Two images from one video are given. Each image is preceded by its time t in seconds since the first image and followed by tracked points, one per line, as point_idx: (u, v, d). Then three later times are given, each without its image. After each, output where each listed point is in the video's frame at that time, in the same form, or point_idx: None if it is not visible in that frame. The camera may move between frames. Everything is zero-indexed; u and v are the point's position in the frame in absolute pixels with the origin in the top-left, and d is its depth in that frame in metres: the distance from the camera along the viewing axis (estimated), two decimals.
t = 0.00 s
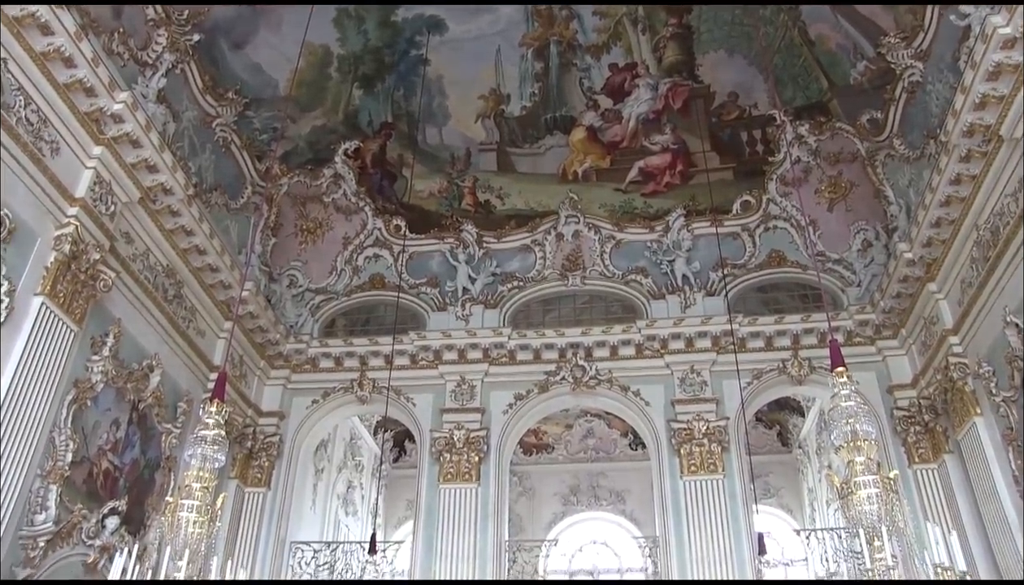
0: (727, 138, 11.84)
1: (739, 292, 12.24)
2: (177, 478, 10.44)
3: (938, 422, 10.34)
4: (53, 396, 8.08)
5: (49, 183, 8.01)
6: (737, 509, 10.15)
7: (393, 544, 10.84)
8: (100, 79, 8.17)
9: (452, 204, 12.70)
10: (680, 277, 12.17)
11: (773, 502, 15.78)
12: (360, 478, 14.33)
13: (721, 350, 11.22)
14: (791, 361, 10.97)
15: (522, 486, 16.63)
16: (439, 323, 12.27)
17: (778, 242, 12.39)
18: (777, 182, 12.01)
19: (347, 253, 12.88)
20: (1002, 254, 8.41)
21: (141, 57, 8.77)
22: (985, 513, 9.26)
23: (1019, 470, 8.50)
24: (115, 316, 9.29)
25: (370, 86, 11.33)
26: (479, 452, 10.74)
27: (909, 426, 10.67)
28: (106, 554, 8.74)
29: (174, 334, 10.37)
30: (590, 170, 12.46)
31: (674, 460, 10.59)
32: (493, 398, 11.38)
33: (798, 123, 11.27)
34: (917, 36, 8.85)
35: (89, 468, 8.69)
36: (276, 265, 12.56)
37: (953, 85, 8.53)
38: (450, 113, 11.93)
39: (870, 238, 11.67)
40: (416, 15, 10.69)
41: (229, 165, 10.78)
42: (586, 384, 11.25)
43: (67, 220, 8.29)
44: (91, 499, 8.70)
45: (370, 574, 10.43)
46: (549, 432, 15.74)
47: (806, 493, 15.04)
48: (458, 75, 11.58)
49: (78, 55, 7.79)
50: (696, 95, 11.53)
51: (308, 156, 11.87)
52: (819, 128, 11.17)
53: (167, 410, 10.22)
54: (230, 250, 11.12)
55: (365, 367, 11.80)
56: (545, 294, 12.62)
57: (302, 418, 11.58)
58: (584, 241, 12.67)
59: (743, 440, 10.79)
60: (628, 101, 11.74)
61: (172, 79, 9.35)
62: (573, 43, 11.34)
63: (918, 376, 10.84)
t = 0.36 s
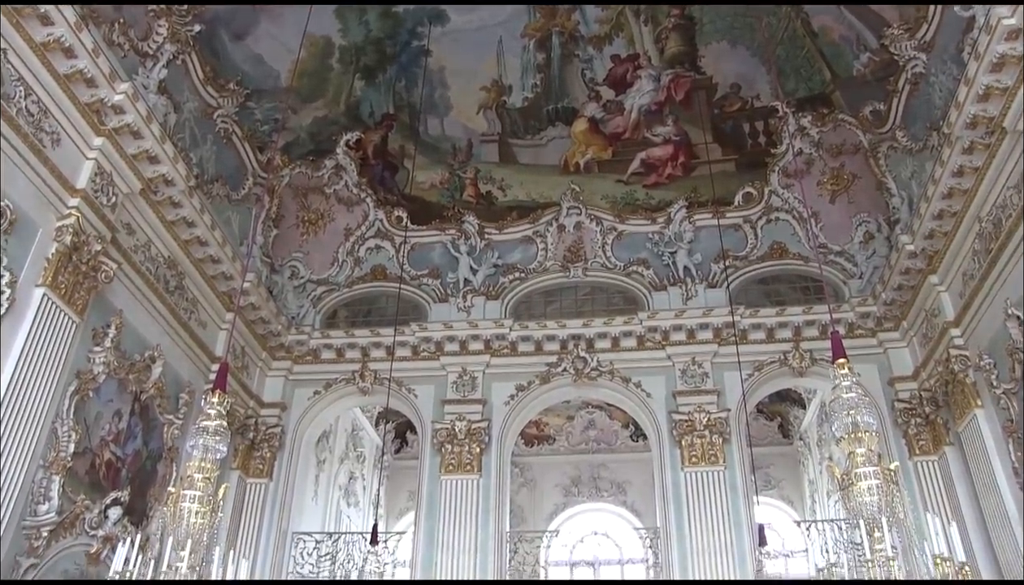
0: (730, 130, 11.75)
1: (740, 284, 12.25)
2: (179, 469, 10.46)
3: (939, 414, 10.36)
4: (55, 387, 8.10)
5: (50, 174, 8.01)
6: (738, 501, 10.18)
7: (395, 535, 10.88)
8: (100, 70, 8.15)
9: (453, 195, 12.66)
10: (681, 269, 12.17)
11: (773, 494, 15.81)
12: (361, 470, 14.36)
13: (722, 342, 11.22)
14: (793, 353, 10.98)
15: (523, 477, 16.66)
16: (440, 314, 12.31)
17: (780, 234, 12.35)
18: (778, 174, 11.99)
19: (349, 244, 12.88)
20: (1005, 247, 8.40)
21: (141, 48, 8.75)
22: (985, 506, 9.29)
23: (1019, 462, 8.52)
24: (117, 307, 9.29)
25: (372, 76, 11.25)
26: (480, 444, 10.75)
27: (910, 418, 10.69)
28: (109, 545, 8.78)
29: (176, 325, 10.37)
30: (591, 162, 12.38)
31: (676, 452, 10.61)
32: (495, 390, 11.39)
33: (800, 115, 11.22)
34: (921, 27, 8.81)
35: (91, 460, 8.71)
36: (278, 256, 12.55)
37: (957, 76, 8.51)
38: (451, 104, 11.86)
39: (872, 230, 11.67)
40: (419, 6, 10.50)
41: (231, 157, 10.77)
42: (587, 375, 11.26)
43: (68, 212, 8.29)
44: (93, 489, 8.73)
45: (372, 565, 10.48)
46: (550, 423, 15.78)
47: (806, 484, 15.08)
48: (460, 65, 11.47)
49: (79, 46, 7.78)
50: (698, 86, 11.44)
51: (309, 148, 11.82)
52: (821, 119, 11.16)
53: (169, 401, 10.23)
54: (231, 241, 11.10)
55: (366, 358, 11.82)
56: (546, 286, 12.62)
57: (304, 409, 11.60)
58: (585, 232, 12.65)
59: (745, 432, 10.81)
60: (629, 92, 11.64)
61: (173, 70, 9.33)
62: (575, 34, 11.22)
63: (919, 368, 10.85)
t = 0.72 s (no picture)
0: (731, 116, 11.58)
1: (743, 271, 12.25)
2: (184, 458, 10.50)
3: (942, 400, 10.37)
4: (60, 378, 8.13)
5: (52, 165, 8.03)
6: (740, 487, 10.23)
7: (399, 524, 10.93)
8: (100, 61, 8.14)
9: (455, 183, 12.60)
10: (683, 256, 12.15)
11: (776, 480, 15.79)
12: (365, 458, 14.40)
13: (725, 329, 11.22)
14: (795, 340, 11.00)
15: (526, 465, 16.67)
16: (442, 303, 12.31)
17: (783, 220, 12.33)
18: (781, 160, 11.93)
19: (351, 233, 12.86)
20: (1008, 231, 8.37)
21: (140, 38, 8.73)
22: (988, 491, 9.31)
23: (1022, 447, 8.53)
24: (120, 298, 9.32)
25: (372, 65, 11.05)
26: (483, 432, 10.78)
27: (913, 403, 10.70)
28: (115, 534, 8.84)
29: (179, 316, 10.39)
30: (593, 149, 12.28)
31: (679, 439, 10.64)
32: (498, 378, 11.41)
33: (802, 100, 11.13)
34: (924, 11, 8.76)
35: (97, 450, 8.75)
36: (280, 246, 12.56)
37: (960, 60, 8.48)
38: (452, 92, 11.66)
39: (875, 216, 11.66)
40: None
41: (232, 146, 10.77)
42: (589, 363, 11.27)
43: (70, 203, 8.31)
44: (99, 479, 8.77)
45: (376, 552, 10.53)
46: (553, 411, 15.82)
47: (810, 470, 15.10)
48: (461, 54, 11.26)
49: (78, 36, 7.77)
50: (699, 73, 11.23)
51: (309, 137, 11.75)
52: (823, 105, 11.09)
53: (172, 391, 10.26)
54: (232, 231, 11.09)
55: (369, 347, 11.83)
56: (549, 274, 12.63)
57: (308, 398, 11.63)
58: (587, 219, 12.63)
59: (748, 418, 10.82)
60: (630, 79, 11.43)
61: (173, 60, 9.31)
62: (575, 21, 10.97)
63: (922, 354, 10.84)
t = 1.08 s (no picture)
0: (736, 102, 11.54)
1: (750, 257, 12.24)
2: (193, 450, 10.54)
3: (951, 384, 10.34)
4: (69, 372, 8.17)
5: (58, 160, 8.06)
6: (749, 473, 10.22)
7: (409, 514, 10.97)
8: (104, 55, 8.15)
9: (460, 172, 12.58)
10: (690, 243, 12.16)
11: (785, 466, 15.79)
12: (374, 449, 14.44)
13: (732, 315, 11.20)
14: (803, 326, 10.96)
15: (535, 454, 16.70)
16: (449, 293, 12.36)
17: (789, 206, 12.32)
18: (787, 145, 11.86)
19: (357, 224, 12.86)
20: (1016, 215, 8.32)
21: (144, 32, 8.72)
22: (998, 475, 9.29)
23: None
24: (128, 291, 9.35)
25: (376, 56, 10.96)
26: (491, 421, 10.80)
27: (922, 388, 10.68)
28: (126, 526, 8.90)
29: (186, 308, 10.41)
30: (598, 136, 12.25)
31: (687, 426, 10.64)
32: (505, 367, 11.42)
33: (809, 85, 11.06)
34: None
35: (107, 442, 8.79)
36: (287, 237, 12.60)
37: (968, 43, 8.41)
38: (455, 81, 11.53)
39: (882, 200, 11.55)
40: None
41: (237, 138, 10.78)
42: (597, 351, 11.26)
43: (77, 197, 8.35)
44: (110, 472, 8.81)
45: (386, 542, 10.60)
46: (561, 400, 15.78)
47: (818, 456, 15.08)
48: (464, 44, 11.11)
49: (82, 31, 7.79)
50: (704, 59, 11.11)
51: (314, 128, 11.75)
52: (829, 90, 11.01)
53: (181, 383, 10.30)
54: (239, 223, 11.10)
55: (377, 338, 11.85)
56: (555, 262, 12.66)
57: (316, 389, 11.67)
58: (593, 207, 12.62)
59: (756, 404, 10.81)
60: (635, 66, 11.32)
61: (177, 53, 9.31)
62: (579, 10, 10.77)
63: (931, 339, 10.82)
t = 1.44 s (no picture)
0: (745, 89, 11.47)
1: (759, 245, 12.22)
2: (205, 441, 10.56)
3: (963, 371, 10.30)
4: (82, 364, 8.21)
5: (68, 153, 8.09)
6: (761, 461, 10.23)
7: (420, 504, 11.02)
8: (113, 48, 8.16)
9: (469, 162, 12.55)
10: (699, 231, 12.13)
11: (796, 454, 15.79)
12: (385, 439, 14.47)
13: (742, 303, 11.18)
14: (814, 313, 10.94)
15: (546, 443, 16.74)
16: (459, 283, 12.39)
17: (799, 192, 12.26)
18: (796, 132, 11.81)
19: (366, 214, 12.86)
20: None
21: (152, 24, 8.72)
22: (1011, 461, 9.26)
23: None
24: (138, 284, 9.38)
25: (383, 46, 10.93)
26: (502, 410, 10.82)
27: (934, 375, 10.65)
28: (140, 517, 8.95)
29: (197, 300, 10.44)
30: (606, 125, 12.21)
31: (698, 414, 10.64)
32: (515, 357, 11.43)
33: (818, 72, 10.99)
34: None
35: (120, 435, 8.83)
36: (296, 228, 12.60)
37: (980, 27, 8.34)
38: (463, 70, 11.46)
39: (892, 186, 11.49)
40: None
41: (245, 130, 10.79)
42: (607, 339, 11.27)
43: (87, 190, 8.38)
44: (124, 463, 8.85)
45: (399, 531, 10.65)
46: (572, 388, 15.66)
47: (829, 444, 15.05)
48: (471, 33, 11.07)
49: (91, 24, 7.81)
50: (712, 46, 11.05)
51: (322, 119, 11.75)
52: (839, 76, 10.95)
53: (193, 375, 10.33)
54: (248, 215, 11.12)
55: (387, 328, 11.87)
56: (564, 251, 12.66)
57: (327, 380, 11.70)
58: (602, 196, 12.58)
59: (767, 392, 10.81)
60: (643, 54, 11.27)
61: (185, 46, 9.32)
62: None
63: (942, 326, 10.78)
